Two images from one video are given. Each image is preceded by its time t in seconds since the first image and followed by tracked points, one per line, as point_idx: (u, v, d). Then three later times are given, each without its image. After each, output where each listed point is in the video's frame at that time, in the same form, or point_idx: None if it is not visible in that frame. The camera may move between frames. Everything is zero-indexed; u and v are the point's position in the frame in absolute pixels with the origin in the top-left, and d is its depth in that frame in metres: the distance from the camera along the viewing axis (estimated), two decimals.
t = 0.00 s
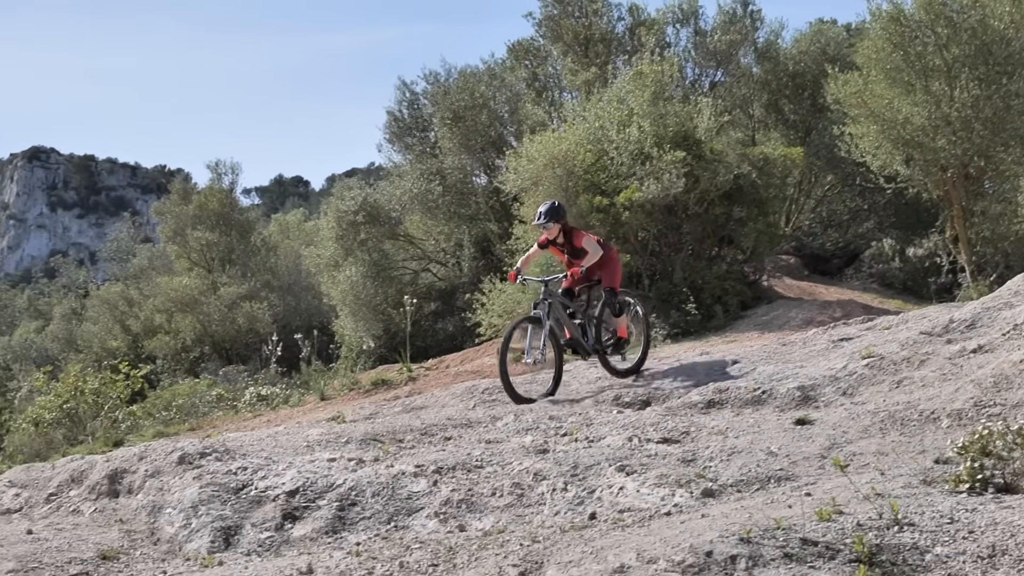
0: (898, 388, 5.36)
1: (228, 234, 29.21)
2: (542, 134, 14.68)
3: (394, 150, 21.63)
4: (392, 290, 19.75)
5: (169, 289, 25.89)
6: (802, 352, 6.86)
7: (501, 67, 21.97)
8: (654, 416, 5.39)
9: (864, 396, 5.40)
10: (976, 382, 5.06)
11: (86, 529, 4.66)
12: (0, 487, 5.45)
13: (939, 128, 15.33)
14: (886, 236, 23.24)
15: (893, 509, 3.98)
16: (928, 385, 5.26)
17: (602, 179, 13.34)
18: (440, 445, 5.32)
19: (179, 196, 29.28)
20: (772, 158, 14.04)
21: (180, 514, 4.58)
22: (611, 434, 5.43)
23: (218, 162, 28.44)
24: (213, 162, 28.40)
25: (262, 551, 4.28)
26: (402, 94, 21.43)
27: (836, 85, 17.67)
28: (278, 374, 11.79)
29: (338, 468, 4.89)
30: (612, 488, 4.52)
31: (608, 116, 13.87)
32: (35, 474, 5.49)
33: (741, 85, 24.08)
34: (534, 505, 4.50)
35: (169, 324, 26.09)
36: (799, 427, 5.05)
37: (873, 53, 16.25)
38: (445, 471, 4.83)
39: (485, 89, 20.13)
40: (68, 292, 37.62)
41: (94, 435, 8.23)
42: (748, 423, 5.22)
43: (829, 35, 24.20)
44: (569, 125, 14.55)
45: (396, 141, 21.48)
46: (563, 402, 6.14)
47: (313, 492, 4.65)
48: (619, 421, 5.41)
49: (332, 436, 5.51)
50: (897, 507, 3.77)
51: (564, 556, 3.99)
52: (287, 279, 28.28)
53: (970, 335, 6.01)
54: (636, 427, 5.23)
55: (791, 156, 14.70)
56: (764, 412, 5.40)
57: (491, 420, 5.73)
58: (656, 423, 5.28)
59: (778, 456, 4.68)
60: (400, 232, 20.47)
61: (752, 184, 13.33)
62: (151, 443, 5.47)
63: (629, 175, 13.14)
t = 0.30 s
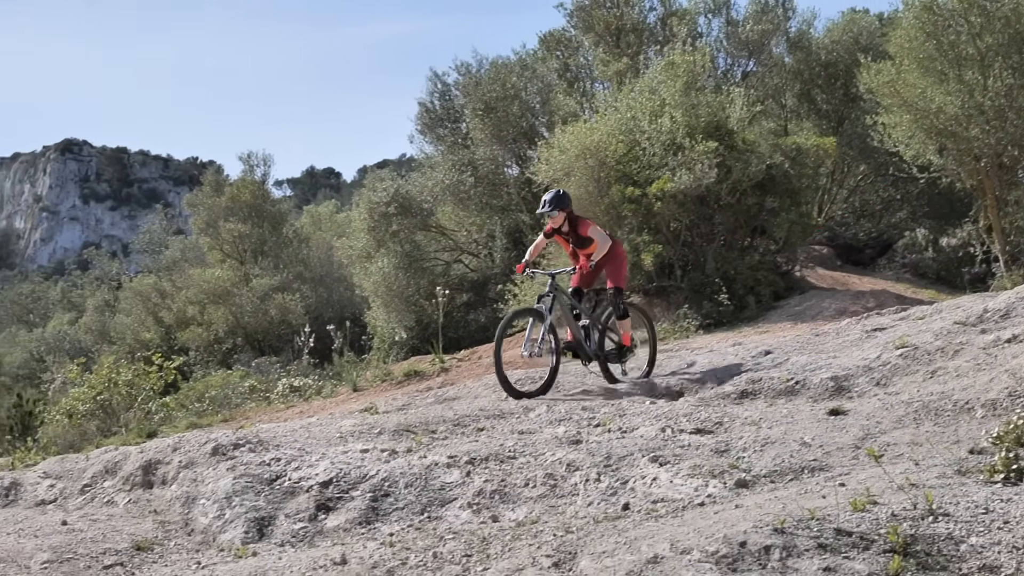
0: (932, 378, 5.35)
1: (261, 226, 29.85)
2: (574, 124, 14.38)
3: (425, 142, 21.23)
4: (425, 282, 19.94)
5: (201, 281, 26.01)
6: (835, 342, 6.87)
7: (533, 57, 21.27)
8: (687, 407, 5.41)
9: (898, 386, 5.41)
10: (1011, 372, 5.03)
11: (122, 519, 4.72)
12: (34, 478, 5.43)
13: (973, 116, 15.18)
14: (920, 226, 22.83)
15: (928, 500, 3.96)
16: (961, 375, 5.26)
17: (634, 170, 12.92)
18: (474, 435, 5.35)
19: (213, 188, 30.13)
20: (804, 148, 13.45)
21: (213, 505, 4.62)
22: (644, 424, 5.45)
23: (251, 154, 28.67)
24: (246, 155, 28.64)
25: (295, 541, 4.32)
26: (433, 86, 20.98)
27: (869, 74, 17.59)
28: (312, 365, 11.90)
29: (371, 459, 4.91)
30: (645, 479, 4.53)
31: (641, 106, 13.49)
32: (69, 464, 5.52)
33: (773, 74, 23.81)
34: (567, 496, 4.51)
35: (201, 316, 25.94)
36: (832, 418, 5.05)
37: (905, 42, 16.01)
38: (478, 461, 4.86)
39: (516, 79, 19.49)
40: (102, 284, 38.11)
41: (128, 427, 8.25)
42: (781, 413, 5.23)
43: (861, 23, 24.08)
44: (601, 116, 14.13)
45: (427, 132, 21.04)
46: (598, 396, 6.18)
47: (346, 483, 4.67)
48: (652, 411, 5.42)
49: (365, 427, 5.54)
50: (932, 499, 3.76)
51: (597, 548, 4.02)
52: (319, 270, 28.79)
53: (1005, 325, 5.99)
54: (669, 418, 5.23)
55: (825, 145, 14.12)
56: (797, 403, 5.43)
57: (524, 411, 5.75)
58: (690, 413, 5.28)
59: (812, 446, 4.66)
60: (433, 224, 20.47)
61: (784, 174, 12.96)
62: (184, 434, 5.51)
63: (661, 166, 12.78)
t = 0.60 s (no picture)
0: (966, 368, 5.34)
1: (293, 217, 29.71)
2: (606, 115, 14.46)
3: (458, 132, 21.51)
4: (457, 272, 19.39)
5: (234, 273, 26.27)
6: (868, 332, 6.88)
7: (564, 48, 21.20)
8: (720, 398, 5.41)
9: (932, 375, 5.40)
10: None
11: (156, 509, 4.76)
12: (69, 469, 5.45)
13: (1007, 105, 15.65)
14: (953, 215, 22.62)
15: (963, 491, 3.93)
16: (996, 365, 5.24)
17: (667, 160, 12.99)
18: (507, 426, 5.40)
19: (245, 179, 30.00)
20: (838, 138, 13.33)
21: (247, 495, 4.67)
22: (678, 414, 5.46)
23: (283, 146, 28.78)
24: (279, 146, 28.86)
25: (329, 532, 4.35)
26: (466, 77, 21.33)
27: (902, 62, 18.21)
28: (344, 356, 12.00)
29: (405, 449, 4.96)
30: (679, 469, 4.54)
31: (673, 96, 13.54)
32: (103, 456, 5.54)
33: (806, 63, 23.52)
34: (600, 486, 4.53)
35: (235, 307, 26.14)
36: (866, 407, 5.05)
37: (939, 30, 16.60)
38: (512, 452, 4.90)
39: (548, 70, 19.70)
40: (137, 277, 38.74)
41: (163, 417, 8.32)
42: (815, 403, 5.24)
43: (895, 12, 23.56)
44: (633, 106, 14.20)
45: (461, 122, 21.35)
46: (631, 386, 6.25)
47: (379, 473, 4.72)
48: (685, 401, 5.43)
49: (398, 418, 5.58)
50: (967, 488, 3.75)
51: (630, 538, 4.05)
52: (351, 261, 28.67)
53: None
54: (701, 408, 5.24)
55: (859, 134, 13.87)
56: (831, 393, 5.44)
57: (558, 401, 5.79)
58: (723, 403, 5.30)
59: (846, 436, 4.65)
60: (465, 215, 20.06)
61: (818, 164, 12.89)
62: (217, 425, 5.55)
63: (693, 155, 12.84)
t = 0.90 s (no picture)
0: (1004, 357, 5.29)
1: (327, 208, 29.80)
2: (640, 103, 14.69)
3: (491, 122, 21.44)
4: (492, 262, 19.32)
5: (267, 264, 26.37)
6: (903, 322, 6.88)
7: (597, 37, 20.80)
8: (755, 387, 5.40)
9: (967, 365, 5.36)
10: None
11: (192, 499, 4.83)
12: (105, 459, 5.49)
13: None
14: (989, 204, 22.50)
15: (1001, 479, 3.90)
16: None
17: (701, 150, 13.02)
18: (541, 415, 5.44)
19: (278, 169, 29.92)
20: (872, 126, 13.30)
21: (283, 485, 4.75)
22: (713, 404, 5.44)
23: (316, 136, 28.80)
24: (311, 136, 28.86)
25: (365, 521, 4.42)
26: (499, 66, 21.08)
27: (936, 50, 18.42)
28: (377, 346, 12.06)
29: (440, 439, 5.03)
30: (714, 458, 4.54)
31: (707, 85, 13.45)
32: (139, 446, 5.58)
33: (840, 52, 22.79)
34: (635, 476, 4.54)
35: (269, 297, 26.29)
36: (902, 397, 5.03)
37: (975, 18, 16.69)
38: (546, 441, 4.94)
39: (581, 60, 19.43)
40: (171, 268, 39.23)
41: (197, 407, 8.37)
42: (850, 392, 5.23)
43: None
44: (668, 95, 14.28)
45: (493, 112, 21.26)
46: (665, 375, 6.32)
47: (414, 463, 4.79)
48: (720, 390, 5.41)
49: (432, 407, 5.65)
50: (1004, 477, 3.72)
51: (666, 527, 4.07)
52: (384, 252, 28.65)
53: None
54: (737, 397, 5.24)
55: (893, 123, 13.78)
56: (866, 381, 5.45)
57: (593, 391, 5.83)
58: (758, 392, 5.29)
59: (881, 426, 4.65)
60: (498, 205, 19.91)
61: (852, 152, 12.84)
62: (252, 416, 5.62)
63: (727, 145, 12.79)
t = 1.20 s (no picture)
0: None
1: (359, 199, 29.55)
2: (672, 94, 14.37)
3: (523, 113, 20.74)
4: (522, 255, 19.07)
5: (299, 255, 26.16)
6: (938, 311, 6.90)
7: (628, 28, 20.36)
8: (789, 376, 5.41)
9: (1003, 354, 5.31)
10: None
11: (226, 490, 4.88)
12: (140, 450, 5.51)
13: None
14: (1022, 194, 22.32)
15: None
16: None
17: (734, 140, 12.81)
18: (575, 406, 5.48)
19: (309, 160, 29.54)
20: (906, 116, 12.95)
21: (317, 476, 4.79)
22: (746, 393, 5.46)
23: (347, 127, 28.52)
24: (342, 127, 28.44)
25: (399, 512, 4.46)
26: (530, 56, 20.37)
27: (971, 40, 18.40)
28: (410, 338, 12.21)
29: (473, 430, 5.07)
30: (748, 449, 4.54)
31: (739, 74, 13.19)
32: (172, 437, 5.60)
33: (873, 41, 22.79)
34: (669, 466, 4.54)
35: (302, 289, 26.30)
36: (936, 387, 5.01)
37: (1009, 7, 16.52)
38: (580, 432, 4.96)
39: (613, 50, 18.90)
40: (203, 260, 39.51)
41: (229, 400, 8.44)
42: (885, 382, 5.23)
43: None
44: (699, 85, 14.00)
45: (525, 103, 20.50)
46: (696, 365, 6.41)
47: (448, 454, 4.83)
48: (754, 381, 5.42)
49: (466, 398, 5.70)
50: None
51: (701, 517, 4.08)
52: (417, 243, 29.08)
53: None
54: (770, 388, 5.22)
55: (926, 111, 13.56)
56: (900, 371, 5.44)
57: (628, 382, 5.86)
58: (792, 382, 5.29)
59: (916, 416, 4.63)
60: (531, 195, 19.27)
61: (885, 142, 12.59)
62: (285, 407, 5.65)
63: (760, 135, 12.55)
